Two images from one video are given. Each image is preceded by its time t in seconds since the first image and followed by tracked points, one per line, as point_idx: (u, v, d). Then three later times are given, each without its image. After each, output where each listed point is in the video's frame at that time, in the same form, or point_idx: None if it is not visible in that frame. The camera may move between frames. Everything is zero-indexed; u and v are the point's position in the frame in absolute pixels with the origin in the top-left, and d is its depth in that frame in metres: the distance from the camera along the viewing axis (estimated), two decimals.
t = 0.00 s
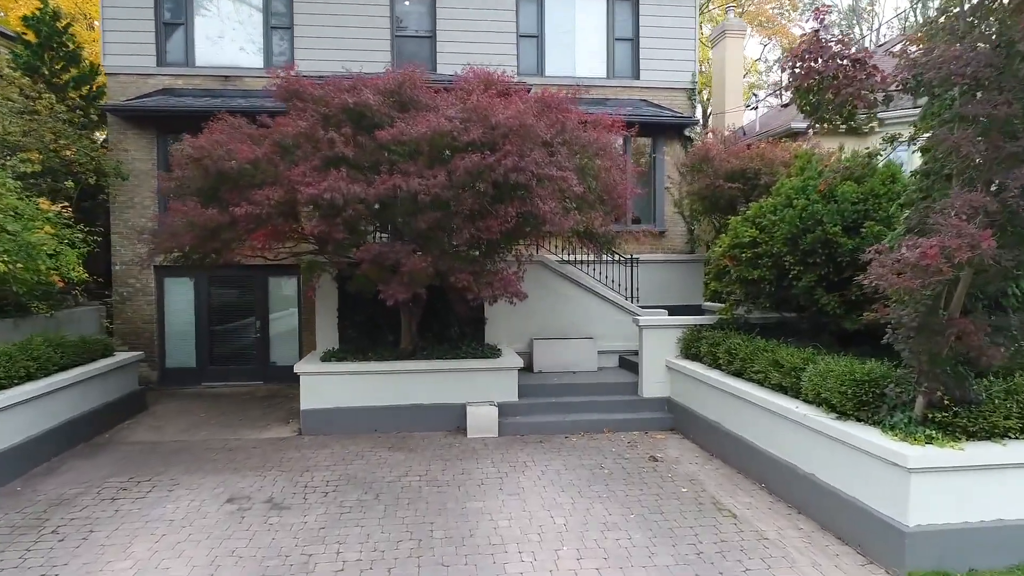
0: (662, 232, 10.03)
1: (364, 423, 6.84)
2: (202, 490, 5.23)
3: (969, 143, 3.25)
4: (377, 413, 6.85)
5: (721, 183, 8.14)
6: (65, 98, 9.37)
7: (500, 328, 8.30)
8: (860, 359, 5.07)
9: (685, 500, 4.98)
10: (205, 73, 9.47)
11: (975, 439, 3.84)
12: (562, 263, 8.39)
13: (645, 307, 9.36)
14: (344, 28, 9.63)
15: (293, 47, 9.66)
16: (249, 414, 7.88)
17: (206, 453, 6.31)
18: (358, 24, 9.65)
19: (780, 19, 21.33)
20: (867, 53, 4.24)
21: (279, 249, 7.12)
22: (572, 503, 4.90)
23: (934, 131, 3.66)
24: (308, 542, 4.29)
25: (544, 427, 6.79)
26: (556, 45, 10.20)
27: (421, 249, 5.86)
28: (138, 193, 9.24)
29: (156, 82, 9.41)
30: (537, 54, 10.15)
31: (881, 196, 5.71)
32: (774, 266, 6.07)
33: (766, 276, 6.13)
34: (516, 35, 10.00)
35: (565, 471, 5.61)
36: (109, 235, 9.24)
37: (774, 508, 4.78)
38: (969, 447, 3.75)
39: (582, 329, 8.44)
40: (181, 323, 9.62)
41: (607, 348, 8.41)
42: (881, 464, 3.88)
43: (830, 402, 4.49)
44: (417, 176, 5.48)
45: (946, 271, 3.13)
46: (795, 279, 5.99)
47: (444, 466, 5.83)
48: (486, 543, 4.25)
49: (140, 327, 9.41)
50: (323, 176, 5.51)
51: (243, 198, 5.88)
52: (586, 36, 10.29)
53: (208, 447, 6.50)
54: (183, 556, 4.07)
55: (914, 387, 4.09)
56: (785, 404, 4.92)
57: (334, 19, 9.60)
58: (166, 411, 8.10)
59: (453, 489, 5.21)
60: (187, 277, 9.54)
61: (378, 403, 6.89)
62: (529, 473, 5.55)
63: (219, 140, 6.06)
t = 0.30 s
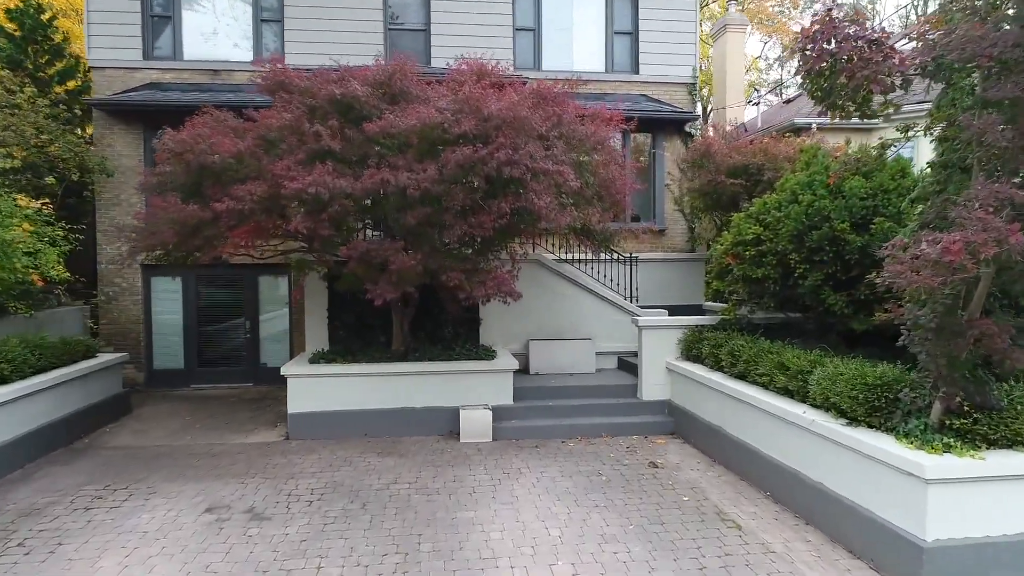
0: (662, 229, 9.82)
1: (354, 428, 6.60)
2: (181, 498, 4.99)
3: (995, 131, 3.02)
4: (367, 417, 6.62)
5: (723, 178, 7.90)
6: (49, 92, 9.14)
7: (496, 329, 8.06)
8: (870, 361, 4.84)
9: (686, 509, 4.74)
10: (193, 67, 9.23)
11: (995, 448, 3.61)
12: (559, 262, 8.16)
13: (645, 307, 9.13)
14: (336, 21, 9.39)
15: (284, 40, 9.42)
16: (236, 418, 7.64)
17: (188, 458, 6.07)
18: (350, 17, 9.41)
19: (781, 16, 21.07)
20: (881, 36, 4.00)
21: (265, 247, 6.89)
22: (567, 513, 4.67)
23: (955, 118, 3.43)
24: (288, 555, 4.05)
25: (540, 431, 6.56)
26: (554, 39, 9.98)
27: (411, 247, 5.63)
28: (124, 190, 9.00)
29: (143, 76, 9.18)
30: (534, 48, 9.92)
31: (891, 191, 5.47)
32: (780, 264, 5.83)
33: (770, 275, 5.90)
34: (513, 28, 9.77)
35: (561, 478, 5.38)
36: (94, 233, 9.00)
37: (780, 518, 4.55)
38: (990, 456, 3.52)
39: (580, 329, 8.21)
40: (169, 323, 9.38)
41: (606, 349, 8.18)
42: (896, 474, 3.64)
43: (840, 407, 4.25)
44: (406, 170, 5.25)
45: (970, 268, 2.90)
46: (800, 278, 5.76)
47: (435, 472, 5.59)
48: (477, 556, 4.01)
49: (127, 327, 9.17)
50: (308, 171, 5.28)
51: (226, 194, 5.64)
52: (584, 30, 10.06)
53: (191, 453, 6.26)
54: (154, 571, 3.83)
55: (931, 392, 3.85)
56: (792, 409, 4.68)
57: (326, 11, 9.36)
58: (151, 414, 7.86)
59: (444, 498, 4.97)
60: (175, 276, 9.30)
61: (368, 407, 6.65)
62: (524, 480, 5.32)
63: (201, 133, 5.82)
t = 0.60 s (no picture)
0: (662, 228, 9.61)
1: (344, 433, 6.37)
2: (159, 509, 4.76)
3: None
4: (357, 422, 6.39)
5: (725, 175, 7.69)
6: (33, 88, 8.90)
7: (492, 330, 7.83)
8: (882, 365, 4.61)
9: (690, 520, 4.51)
10: (181, 62, 9.00)
11: (1021, 458, 3.38)
12: (557, 262, 7.93)
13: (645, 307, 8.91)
14: (328, 14, 9.16)
15: (275, 34, 9.20)
16: (224, 422, 7.41)
17: (170, 465, 5.83)
18: (343, 11, 9.19)
19: (781, 14, 20.84)
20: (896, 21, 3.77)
21: (252, 246, 6.66)
22: (564, 525, 4.44)
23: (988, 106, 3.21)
24: (267, 572, 3.82)
25: (537, 436, 6.33)
26: (552, 33, 9.75)
27: (402, 246, 5.40)
28: (110, 187, 8.77)
29: (130, 71, 8.94)
30: (531, 43, 9.69)
31: (901, 187, 5.24)
32: (785, 264, 5.61)
33: (776, 275, 5.68)
34: (509, 22, 9.54)
35: (558, 487, 5.15)
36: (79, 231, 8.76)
37: (788, 531, 4.32)
38: (1014, 468, 3.29)
39: (579, 331, 7.98)
40: (157, 324, 9.14)
41: (605, 351, 7.96)
42: (914, 487, 3.41)
43: (853, 414, 4.02)
44: (395, 165, 5.02)
45: (1001, 265, 2.69)
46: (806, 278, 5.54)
47: (427, 480, 5.36)
48: (469, 573, 3.78)
49: (114, 328, 8.94)
50: (293, 165, 5.05)
51: (208, 190, 5.41)
52: (583, 24, 9.83)
53: (173, 459, 6.03)
54: None
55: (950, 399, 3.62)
56: (800, 415, 4.45)
57: (318, 4, 9.13)
58: (137, 419, 7.62)
59: (436, 508, 4.74)
60: (162, 276, 9.07)
61: (358, 411, 6.42)
62: (519, 489, 5.09)
63: (182, 127, 5.59)
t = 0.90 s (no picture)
0: (663, 226, 9.41)
1: (334, 439, 6.17)
2: (138, 520, 4.54)
3: None
4: (348, 426, 6.17)
5: (728, 172, 7.48)
6: (20, 82, 8.68)
7: (488, 331, 7.62)
8: (895, 369, 4.40)
9: (694, 532, 4.30)
10: (171, 56, 8.79)
11: None
12: (555, 261, 7.72)
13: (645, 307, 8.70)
14: (322, 7, 8.95)
15: (267, 27, 8.98)
16: (212, 426, 7.19)
17: (154, 473, 5.62)
18: (337, 4, 8.97)
19: (782, 12, 20.65)
20: (913, 3, 3.57)
21: (240, 245, 6.45)
22: (562, 537, 4.23)
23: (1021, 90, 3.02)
24: None
25: (535, 442, 6.12)
26: (550, 27, 9.54)
27: (393, 244, 5.18)
28: (98, 185, 8.55)
29: (118, 66, 8.73)
30: (530, 37, 9.49)
31: (914, 182, 5.03)
32: (792, 263, 5.40)
33: (782, 274, 5.47)
34: (507, 16, 9.33)
35: (556, 495, 4.94)
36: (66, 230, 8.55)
37: (798, 543, 4.11)
38: None
39: (578, 332, 7.77)
40: (145, 325, 8.93)
41: (605, 352, 7.75)
42: (935, 500, 3.20)
43: (867, 422, 3.81)
44: (385, 160, 4.80)
45: None
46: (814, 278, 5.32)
47: (420, 489, 5.15)
48: None
49: (101, 330, 8.72)
50: (279, 160, 4.83)
51: (192, 187, 5.20)
52: (582, 18, 9.63)
53: (157, 466, 5.81)
54: None
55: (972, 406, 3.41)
56: (810, 422, 4.24)
57: None
58: (123, 423, 7.41)
59: (428, 519, 4.53)
60: (152, 276, 8.86)
61: (349, 416, 6.21)
62: (516, 498, 4.88)
63: (165, 120, 5.38)
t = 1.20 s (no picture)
0: (664, 226, 9.22)
1: (325, 444, 5.96)
2: (117, 531, 4.34)
3: None
4: (339, 431, 5.97)
5: (731, 168, 7.29)
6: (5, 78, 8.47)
7: (485, 333, 7.42)
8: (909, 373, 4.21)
9: (699, 544, 4.10)
10: (161, 51, 8.59)
11: None
12: (554, 261, 7.52)
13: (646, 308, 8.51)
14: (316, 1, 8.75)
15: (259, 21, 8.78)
16: (201, 430, 6.99)
17: (137, 480, 5.42)
18: None
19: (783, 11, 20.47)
20: None
21: (228, 244, 6.25)
22: (561, 549, 4.02)
23: None
24: None
25: (532, 447, 5.92)
26: (548, 21, 9.34)
27: (385, 243, 4.98)
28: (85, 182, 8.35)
29: (106, 61, 8.52)
30: (527, 32, 9.28)
31: (925, 179, 4.84)
32: (799, 262, 5.21)
33: (789, 274, 5.27)
34: (505, 10, 9.12)
35: (555, 504, 4.75)
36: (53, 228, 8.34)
37: (808, 556, 3.91)
38: None
39: (577, 334, 7.58)
40: (134, 326, 8.72)
41: (604, 354, 7.55)
42: (956, 513, 3.00)
43: (882, 429, 3.62)
44: (376, 155, 4.60)
45: None
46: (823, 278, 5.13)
47: (413, 497, 4.95)
48: None
49: (89, 331, 8.52)
50: (266, 155, 4.63)
51: (176, 183, 5.00)
52: (581, 12, 9.44)
53: (141, 473, 5.61)
54: None
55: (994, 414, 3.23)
56: (820, 429, 4.04)
57: None
58: (109, 427, 7.20)
59: (421, 530, 4.33)
60: (141, 276, 8.65)
61: (341, 420, 6.01)
62: (513, 508, 4.68)
63: (148, 114, 5.17)
